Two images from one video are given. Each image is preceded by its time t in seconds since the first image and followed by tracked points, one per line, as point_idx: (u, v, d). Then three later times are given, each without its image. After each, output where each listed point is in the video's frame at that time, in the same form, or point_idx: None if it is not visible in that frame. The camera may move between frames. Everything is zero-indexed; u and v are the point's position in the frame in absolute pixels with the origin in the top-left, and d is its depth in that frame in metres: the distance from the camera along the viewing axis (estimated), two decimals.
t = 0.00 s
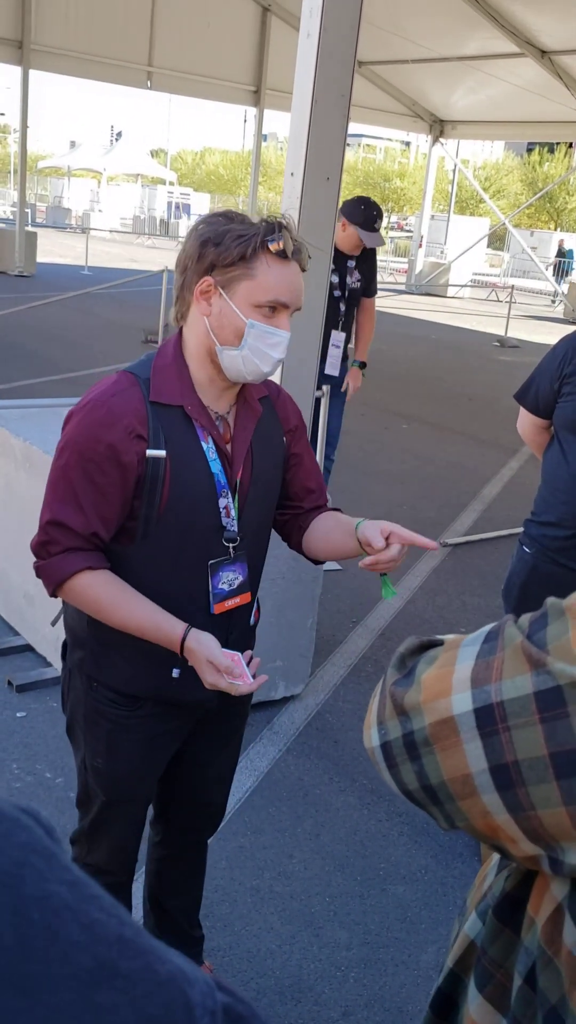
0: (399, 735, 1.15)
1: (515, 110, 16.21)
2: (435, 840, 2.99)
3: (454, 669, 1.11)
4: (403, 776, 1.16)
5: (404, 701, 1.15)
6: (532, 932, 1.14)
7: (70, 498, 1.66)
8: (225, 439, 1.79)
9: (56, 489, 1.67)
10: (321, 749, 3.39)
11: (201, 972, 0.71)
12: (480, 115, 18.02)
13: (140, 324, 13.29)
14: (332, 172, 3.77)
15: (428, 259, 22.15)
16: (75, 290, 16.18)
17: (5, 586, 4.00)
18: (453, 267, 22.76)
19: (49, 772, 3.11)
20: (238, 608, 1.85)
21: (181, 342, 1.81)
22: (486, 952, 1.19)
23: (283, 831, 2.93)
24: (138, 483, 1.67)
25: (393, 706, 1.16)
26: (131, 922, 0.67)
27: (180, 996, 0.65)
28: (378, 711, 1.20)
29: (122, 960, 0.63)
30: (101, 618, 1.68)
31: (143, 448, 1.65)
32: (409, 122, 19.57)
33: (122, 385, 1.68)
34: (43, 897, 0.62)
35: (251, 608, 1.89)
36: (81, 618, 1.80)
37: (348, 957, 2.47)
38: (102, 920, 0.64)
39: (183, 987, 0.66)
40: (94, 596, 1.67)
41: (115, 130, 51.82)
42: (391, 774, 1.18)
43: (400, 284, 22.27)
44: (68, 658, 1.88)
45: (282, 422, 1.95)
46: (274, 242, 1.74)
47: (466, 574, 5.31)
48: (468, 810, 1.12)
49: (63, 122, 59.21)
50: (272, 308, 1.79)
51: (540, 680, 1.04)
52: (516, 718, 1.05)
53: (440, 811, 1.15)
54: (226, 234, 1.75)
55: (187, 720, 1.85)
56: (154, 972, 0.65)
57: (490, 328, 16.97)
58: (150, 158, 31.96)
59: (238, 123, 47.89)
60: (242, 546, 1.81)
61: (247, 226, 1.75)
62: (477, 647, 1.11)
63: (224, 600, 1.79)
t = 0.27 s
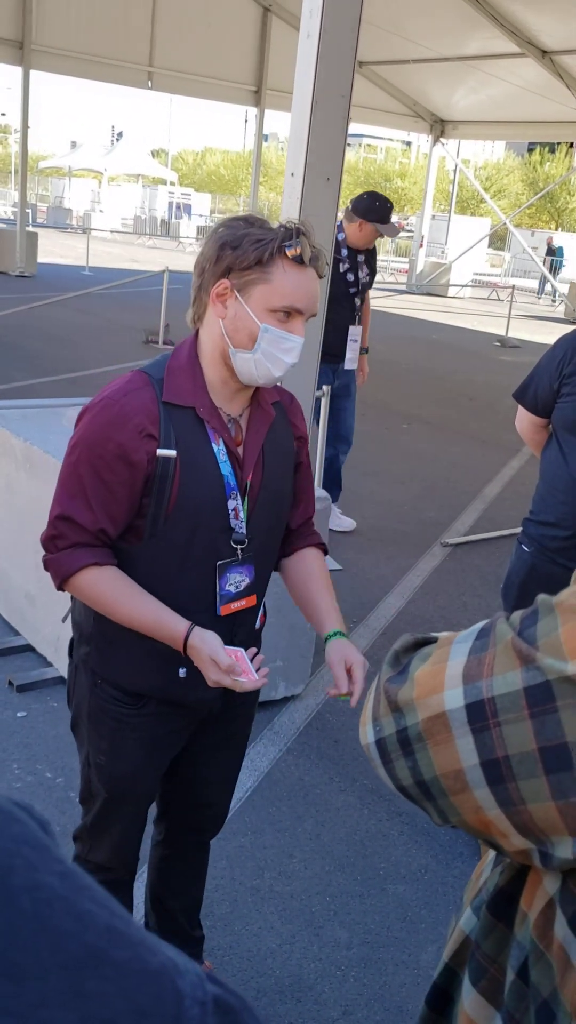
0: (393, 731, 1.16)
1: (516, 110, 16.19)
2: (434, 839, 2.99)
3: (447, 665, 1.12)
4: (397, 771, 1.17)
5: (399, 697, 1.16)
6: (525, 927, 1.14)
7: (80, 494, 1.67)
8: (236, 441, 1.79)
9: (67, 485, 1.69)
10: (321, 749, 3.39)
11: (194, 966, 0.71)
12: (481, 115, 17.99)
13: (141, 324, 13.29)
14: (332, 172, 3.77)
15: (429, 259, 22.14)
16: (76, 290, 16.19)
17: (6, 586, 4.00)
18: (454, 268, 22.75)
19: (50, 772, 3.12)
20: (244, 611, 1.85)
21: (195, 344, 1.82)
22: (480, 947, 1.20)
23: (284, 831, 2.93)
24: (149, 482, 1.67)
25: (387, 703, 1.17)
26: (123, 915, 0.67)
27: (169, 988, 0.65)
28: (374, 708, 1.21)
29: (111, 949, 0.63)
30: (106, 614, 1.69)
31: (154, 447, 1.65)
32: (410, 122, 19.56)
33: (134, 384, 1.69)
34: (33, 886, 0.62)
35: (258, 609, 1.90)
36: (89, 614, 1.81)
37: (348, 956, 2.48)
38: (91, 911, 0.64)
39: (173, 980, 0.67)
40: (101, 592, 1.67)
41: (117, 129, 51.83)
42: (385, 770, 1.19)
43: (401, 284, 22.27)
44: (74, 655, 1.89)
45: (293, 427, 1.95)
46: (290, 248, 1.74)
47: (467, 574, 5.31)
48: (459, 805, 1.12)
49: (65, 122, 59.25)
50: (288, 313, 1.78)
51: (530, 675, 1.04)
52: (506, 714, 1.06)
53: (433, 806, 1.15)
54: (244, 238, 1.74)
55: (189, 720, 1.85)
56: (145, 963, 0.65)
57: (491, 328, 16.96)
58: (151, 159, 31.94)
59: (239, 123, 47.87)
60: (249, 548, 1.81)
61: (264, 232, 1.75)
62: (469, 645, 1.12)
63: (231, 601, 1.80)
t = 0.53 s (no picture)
0: (392, 728, 1.16)
1: (519, 110, 16.18)
2: (437, 839, 2.99)
3: (444, 664, 1.12)
4: (396, 769, 1.17)
5: (397, 694, 1.16)
6: (523, 925, 1.14)
7: (90, 493, 1.66)
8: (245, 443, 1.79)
9: (78, 483, 1.68)
10: (325, 749, 3.39)
11: (190, 967, 0.71)
12: (484, 114, 17.97)
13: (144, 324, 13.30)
14: (335, 171, 3.77)
15: (432, 259, 22.13)
16: (79, 291, 16.20)
17: (9, 587, 4.00)
18: (457, 267, 22.74)
19: (53, 771, 3.12)
20: (249, 613, 1.86)
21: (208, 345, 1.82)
22: (479, 945, 1.20)
23: (287, 831, 2.93)
24: (161, 482, 1.67)
25: (385, 700, 1.18)
26: (120, 918, 0.66)
27: (162, 991, 0.64)
28: (373, 706, 1.21)
29: (106, 951, 0.63)
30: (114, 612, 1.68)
31: (165, 447, 1.65)
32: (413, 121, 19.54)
33: (147, 383, 1.69)
34: (26, 885, 0.62)
35: (263, 609, 1.90)
36: (95, 612, 1.82)
37: (351, 956, 2.48)
38: (87, 910, 0.64)
39: (167, 983, 0.66)
40: (111, 591, 1.67)
41: (120, 130, 51.85)
42: (383, 767, 1.18)
43: (404, 284, 22.27)
44: (80, 652, 1.89)
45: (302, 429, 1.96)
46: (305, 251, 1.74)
47: (470, 574, 5.31)
48: (457, 802, 1.12)
49: (68, 123, 59.30)
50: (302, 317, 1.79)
51: (527, 672, 1.04)
52: (503, 710, 1.06)
53: (431, 804, 1.15)
54: (261, 241, 1.75)
55: (193, 719, 1.85)
56: (140, 965, 0.65)
57: (494, 328, 16.95)
58: (154, 159, 31.96)
59: (242, 123, 47.87)
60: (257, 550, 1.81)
61: (280, 234, 1.75)
62: (467, 642, 1.12)
63: (237, 604, 1.80)
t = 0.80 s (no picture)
0: (392, 731, 1.16)
1: (520, 110, 16.17)
2: (438, 839, 2.99)
3: (444, 666, 1.12)
4: (396, 771, 1.17)
5: (397, 696, 1.16)
6: (524, 927, 1.14)
7: (96, 495, 1.67)
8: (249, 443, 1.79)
9: (83, 485, 1.68)
10: (326, 749, 3.39)
11: (193, 969, 0.71)
12: (485, 114, 17.96)
13: (145, 324, 13.30)
14: (336, 172, 3.77)
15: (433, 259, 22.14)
16: (81, 291, 16.20)
17: (11, 587, 4.00)
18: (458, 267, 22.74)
19: (55, 772, 3.12)
20: (254, 614, 1.86)
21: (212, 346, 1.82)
22: (480, 947, 1.20)
23: (289, 831, 2.93)
24: (166, 484, 1.67)
25: (385, 702, 1.18)
26: (125, 919, 0.66)
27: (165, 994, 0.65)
28: (373, 708, 1.21)
29: (111, 956, 0.63)
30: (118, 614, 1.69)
31: (170, 448, 1.65)
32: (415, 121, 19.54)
33: (151, 385, 1.69)
34: (31, 892, 0.61)
35: (269, 609, 1.90)
36: (100, 613, 1.82)
37: (353, 956, 2.48)
38: (92, 916, 0.63)
39: (172, 981, 0.66)
40: (116, 592, 1.67)
41: (121, 130, 51.90)
42: (384, 769, 1.19)
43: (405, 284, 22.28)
44: (85, 652, 1.89)
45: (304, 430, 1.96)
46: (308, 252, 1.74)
47: (472, 574, 5.31)
48: (458, 804, 1.12)
49: (70, 123, 59.33)
50: (306, 317, 1.79)
51: (526, 674, 1.04)
52: (502, 713, 1.06)
53: (432, 805, 1.15)
54: (263, 243, 1.75)
55: (198, 720, 1.85)
56: (145, 967, 0.65)
57: (495, 327, 16.94)
58: (155, 159, 31.97)
59: (243, 123, 47.90)
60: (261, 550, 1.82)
61: (283, 236, 1.76)
62: (466, 644, 1.12)
63: (246, 602, 1.80)
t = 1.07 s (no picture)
0: (401, 736, 1.16)
1: (526, 110, 16.15)
2: (444, 840, 2.99)
3: (453, 671, 1.12)
4: (405, 777, 1.17)
5: (406, 701, 1.16)
6: (535, 931, 1.14)
7: (103, 498, 1.67)
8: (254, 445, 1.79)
9: (90, 488, 1.68)
10: (331, 751, 3.39)
11: (204, 975, 0.67)
12: (491, 114, 17.93)
13: (150, 325, 13.31)
14: (342, 172, 3.79)
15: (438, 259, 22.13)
16: (86, 292, 16.22)
17: (17, 589, 4.01)
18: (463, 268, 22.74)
19: (60, 772, 3.12)
20: (260, 615, 1.86)
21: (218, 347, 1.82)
22: (490, 951, 1.20)
23: (295, 833, 2.93)
24: (172, 485, 1.67)
25: (394, 707, 1.17)
26: (131, 925, 0.62)
27: (176, 1001, 0.61)
28: (381, 712, 1.21)
29: (119, 961, 0.59)
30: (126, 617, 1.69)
31: (177, 450, 1.65)
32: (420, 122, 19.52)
33: (157, 388, 1.69)
34: (36, 895, 0.58)
35: (275, 611, 1.90)
36: (108, 615, 1.82)
37: (359, 958, 2.47)
38: (100, 921, 0.60)
39: (182, 993, 0.62)
40: (123, 594, 1.67)
41: (126, 131, 51.97)
42: (393, 774, 1.19)
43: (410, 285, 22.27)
44: (91, 653, 1.89)
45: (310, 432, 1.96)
46: (314, 253, 1.74)
47: (477, 575, 5.30)
48: (468, 809, 1.12)
49: (75, 124, 59.42)
50: (311, 319, 1.79)
51: (538, 680, 1.04)
52: (513, 719, 1.05)
53: (442, 810, 1.15)
54: (269, 244, 1.75)
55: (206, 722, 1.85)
56: (153, 976, 0.60)
57: (500, 328, 16.92)
58: (161, 160, 32.02)
59: (248, 124, 47.95)
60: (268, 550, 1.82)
61: (289, 237, 1.75)
62: (476, 649, 1.11)
63: (251, 606, 1.80)
